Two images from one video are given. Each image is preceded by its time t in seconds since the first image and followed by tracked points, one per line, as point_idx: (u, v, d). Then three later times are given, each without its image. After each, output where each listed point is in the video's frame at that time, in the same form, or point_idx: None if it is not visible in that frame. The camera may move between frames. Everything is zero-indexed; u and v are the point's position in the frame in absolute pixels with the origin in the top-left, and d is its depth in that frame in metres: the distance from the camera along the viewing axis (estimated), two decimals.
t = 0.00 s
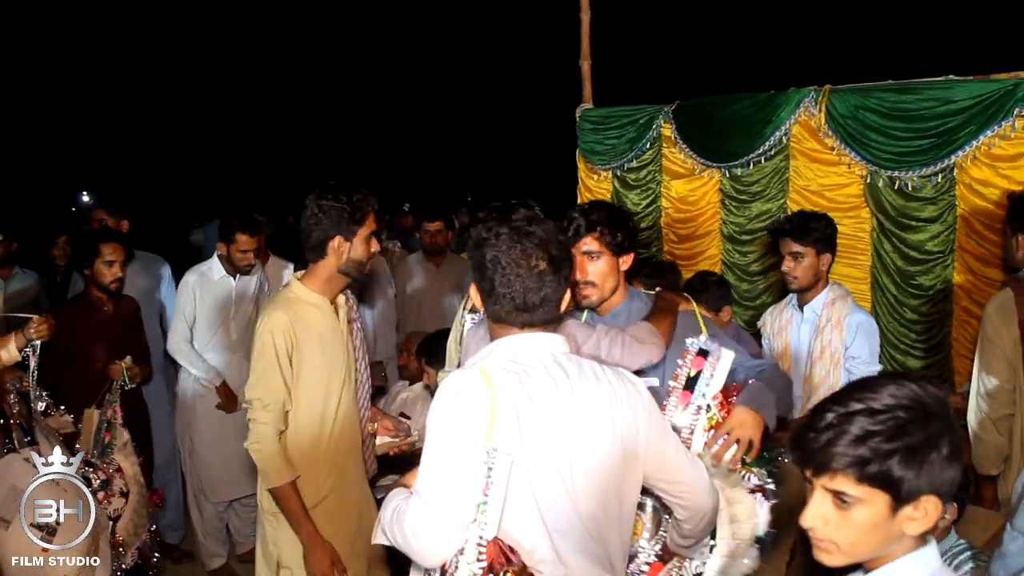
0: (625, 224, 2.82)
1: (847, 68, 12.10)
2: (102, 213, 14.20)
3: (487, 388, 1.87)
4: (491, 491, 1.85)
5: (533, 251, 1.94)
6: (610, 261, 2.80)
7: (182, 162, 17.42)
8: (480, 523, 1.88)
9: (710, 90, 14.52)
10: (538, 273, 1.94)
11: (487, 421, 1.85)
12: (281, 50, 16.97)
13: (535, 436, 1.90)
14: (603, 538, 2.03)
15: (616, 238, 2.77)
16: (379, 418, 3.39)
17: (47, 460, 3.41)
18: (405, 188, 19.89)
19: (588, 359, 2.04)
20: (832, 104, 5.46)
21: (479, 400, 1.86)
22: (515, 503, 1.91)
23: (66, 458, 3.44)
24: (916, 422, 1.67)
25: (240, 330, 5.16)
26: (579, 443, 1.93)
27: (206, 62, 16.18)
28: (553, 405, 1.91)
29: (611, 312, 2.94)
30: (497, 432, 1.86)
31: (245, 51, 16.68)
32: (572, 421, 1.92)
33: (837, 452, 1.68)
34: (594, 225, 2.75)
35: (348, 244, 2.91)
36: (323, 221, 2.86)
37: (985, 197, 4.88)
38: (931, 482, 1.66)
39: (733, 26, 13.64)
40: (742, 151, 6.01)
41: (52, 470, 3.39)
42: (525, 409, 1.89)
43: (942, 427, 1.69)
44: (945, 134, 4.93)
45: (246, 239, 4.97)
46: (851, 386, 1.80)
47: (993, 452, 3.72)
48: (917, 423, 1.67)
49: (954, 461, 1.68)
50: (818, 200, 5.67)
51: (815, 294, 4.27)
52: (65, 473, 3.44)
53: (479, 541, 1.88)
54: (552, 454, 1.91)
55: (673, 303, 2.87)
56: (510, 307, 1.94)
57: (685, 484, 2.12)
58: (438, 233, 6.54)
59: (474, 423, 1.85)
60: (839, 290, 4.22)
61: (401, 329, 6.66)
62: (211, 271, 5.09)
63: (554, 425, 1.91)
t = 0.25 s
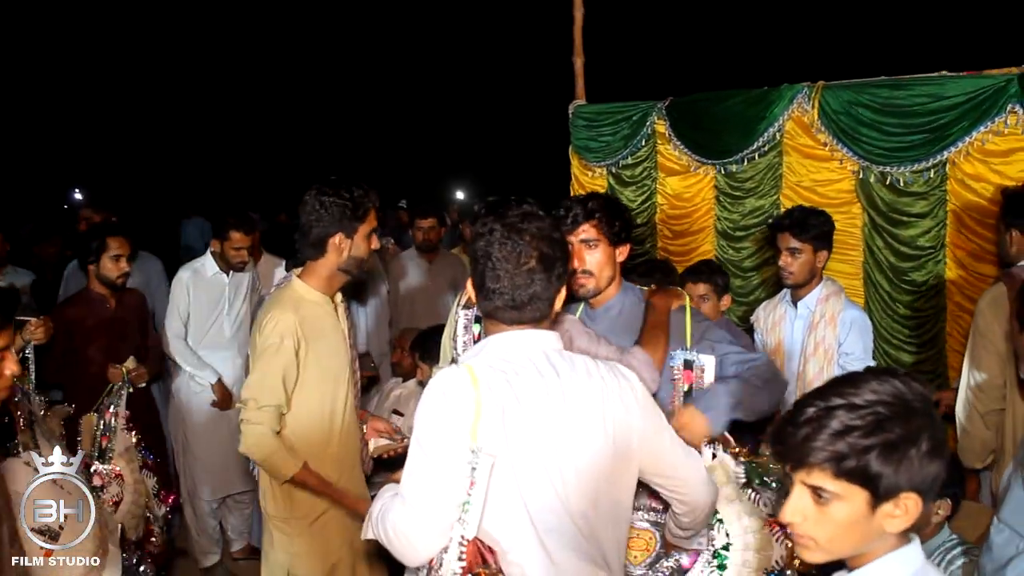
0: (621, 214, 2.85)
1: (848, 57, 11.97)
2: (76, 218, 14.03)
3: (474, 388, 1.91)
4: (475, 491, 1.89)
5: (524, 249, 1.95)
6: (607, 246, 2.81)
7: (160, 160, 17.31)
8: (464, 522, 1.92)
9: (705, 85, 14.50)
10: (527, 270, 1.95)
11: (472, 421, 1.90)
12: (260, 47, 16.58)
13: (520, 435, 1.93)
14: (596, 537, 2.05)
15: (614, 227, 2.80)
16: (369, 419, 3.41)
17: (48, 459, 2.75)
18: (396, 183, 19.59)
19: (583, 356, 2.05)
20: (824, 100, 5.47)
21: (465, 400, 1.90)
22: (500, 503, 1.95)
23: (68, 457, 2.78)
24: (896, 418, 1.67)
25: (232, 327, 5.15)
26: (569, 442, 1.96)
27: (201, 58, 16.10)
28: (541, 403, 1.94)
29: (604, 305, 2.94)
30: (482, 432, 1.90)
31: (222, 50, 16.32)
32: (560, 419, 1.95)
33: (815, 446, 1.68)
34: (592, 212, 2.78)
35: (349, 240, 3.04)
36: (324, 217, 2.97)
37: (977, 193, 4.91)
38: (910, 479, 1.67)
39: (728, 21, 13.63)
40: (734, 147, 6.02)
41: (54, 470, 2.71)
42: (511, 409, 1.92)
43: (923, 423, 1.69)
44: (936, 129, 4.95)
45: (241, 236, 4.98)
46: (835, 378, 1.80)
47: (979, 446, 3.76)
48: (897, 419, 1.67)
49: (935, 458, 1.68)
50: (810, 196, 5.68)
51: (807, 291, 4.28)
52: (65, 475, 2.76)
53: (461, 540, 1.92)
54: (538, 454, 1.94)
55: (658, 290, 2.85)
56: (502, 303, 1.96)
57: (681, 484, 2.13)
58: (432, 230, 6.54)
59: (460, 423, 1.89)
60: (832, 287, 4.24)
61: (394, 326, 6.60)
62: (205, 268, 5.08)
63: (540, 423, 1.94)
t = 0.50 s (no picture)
0: (621, 212, 2.86)
1: (871, 50, 11.59)
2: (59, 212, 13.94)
3: (468, 386, 1.91)
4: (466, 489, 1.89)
5: (518, 246, 1.95)
6: (605, 245, 2.81)
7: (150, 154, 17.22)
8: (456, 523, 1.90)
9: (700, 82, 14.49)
10: (521, 267, 1.95)
11: (466, 420, 1.89)
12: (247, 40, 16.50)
13: (512, 435, 1.94)
14: (590, 536, 2.05)
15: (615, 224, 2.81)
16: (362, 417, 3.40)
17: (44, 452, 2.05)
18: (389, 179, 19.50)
19: (578, 353, 2.06)
20: (818, 97, 5.48)
21: (459, 399, 1.89)
22: (491, 501, 1.95)
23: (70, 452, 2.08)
24: (874, 417, 1.68)
25: (227, 327, 5.15)
26: (563, 440, 1.97)
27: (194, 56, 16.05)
28: (534, 401, 1.95)
29: (599, 306, 2.96)
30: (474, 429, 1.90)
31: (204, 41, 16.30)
32: (554, 417, 1.96)
33: (793, 444, 1.69)
34: (594, 209, 2.78)
35: (332, 240, 3.05)
36: (308, 212, 3.02)
37: (970, 189, 4.93)
38: (889, 479, 1.67)
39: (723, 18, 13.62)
40: (729, 144, 6.03)
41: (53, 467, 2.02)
42: (503, 407, 1.92)
43: (901, 421, 1.70)
44: (929, 126, 4.97)
45: (236, 234, 4.98)
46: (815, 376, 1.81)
47: (971, 442, 3.77)
48: (875, 418, 1.68)
49: (912, 457, 1.69)
50: (805, 193, 5.70)
51: (801, 287, 4.30)
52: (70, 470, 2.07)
53: (450, 540, 1.90)
54: (531, 452, 1.95)
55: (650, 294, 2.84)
56: (497, 301, 1.96)
57: (673, 485, 2.15)
58: (427, 227, 6.54)
59: (451, 421, 1.88)
60: (826, 283, 4.25)
61: (388, 323, 6.63)
62: (199, 265, 5.08)
63: (533, 421, 1.95)
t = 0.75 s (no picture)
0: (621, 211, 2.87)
1: (869, 48, 11.57)
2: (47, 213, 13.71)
3: (467, 383, 1.97)
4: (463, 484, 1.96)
5: (523, 244, 2.00)
6: (604, 244, 2.82)
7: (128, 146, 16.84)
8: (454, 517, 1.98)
9: (698, 81, 14.48)
10: (526, 265, 1.99)
11: (465, 417, 1.96)
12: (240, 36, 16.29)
13: (511, 433, 1.99)
14: (589, 536, 2.09)
15: (615, 223, 2.81)
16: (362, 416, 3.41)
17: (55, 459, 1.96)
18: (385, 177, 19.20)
19: (583, 354, 2.10)
20: (815, 96, 5.49)
21: (459, 395, 1.96)
22: (489, 499, 2.01)
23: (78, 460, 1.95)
24: (854, 417, 1.68)
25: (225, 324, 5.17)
26: (565, 438, 2.01)
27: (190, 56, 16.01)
28: (534, 400, 2.00)
29: (597, 304, 2.96)
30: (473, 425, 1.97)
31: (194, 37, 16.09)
32: (555, 416, 2.00)
33: (772, 441, 1.71)
34: (594, 209, 2.79)
35: (338, 241, 3.07)
36: (306, 219, 2.99)
37: (968, 188, 4.94)
38: (868, 481, 1.68)
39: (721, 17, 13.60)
40: (725, 143, 6.03)
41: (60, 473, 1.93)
42: (502, 405, 1.98)
43: (885, 426, 1.70)
44: (926, 124, 4.98)
45: (233, 233, 4.98)
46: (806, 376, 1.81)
47: (969, 441, 3.77)
48: (857, 419, 1.68)
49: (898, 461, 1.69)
50: (802, 191, 5.70)
51: (798, 286, 4.31)
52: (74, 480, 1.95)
53: (449, 535, 1.99)
54: (528, 451, 2.00)
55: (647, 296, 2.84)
56: (502, 298, 2.01)
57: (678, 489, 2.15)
58: (424, 225, 6.55)
59: (452, 417, 1.95)
60: (823, 282, 4.26)
61: (385, 322, 6.61)
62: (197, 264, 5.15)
63: (531, 419, 1.99)
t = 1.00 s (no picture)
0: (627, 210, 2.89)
1: (868, 46, 11.57)
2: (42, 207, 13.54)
3: (478, 378, 1.99)
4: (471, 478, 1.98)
5: (539, 244, 2.01)
6: (612, 242, 2.83)
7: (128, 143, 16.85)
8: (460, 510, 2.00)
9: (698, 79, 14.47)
10: (543, 265, 2.01)
11: (474, 412, 1.98)
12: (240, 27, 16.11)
13: (519, 430, 2.00)
14: (595, 535, 2.09)
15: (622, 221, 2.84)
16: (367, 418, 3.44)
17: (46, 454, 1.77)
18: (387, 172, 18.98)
19: (594, 353, 2.11)
20: (816, 93, 5.48)
21: (469, 390, 1.98)
22: (497, 494, 2.02)
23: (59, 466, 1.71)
24: (846, 420, 1.68)
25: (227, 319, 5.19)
26: (574, 434, 2.02)
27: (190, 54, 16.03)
28: (543, 395, 2.01)
29: (603, 303, 2.95)
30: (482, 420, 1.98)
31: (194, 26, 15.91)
32: (564, 412, 2.01)
33: (767, 439, 1.72)
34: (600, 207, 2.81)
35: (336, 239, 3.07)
36: (304, 220, 2.99)
37: (971, 186, 4.93)
38: (857, 485, 1.67)
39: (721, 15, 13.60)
40: (726, 140, 6.02)
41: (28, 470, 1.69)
42: (511, 400, 2.00)
43: (882, 432, 1.69)
44: (929, 122, 4.96)
45: (234, 229, 4.98)
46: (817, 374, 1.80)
47: (969, 441, 3.76)
48: (848, 423, 1.68)
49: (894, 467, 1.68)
50: (804, 189, 5.69)
51: (799, 284, 4.30)
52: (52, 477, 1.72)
53: (453, 529, 2.02)
54: (536, 448, 2.01)
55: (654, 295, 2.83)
56: (517, 298, 2.03)
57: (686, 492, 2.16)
58: (425, 222, 6.55)
59: (462, 411, 1.97)
60: (825, 280, 4.25)
61: (387, 320, 6.62)
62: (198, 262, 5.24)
63: (540, 415, 2.01)
